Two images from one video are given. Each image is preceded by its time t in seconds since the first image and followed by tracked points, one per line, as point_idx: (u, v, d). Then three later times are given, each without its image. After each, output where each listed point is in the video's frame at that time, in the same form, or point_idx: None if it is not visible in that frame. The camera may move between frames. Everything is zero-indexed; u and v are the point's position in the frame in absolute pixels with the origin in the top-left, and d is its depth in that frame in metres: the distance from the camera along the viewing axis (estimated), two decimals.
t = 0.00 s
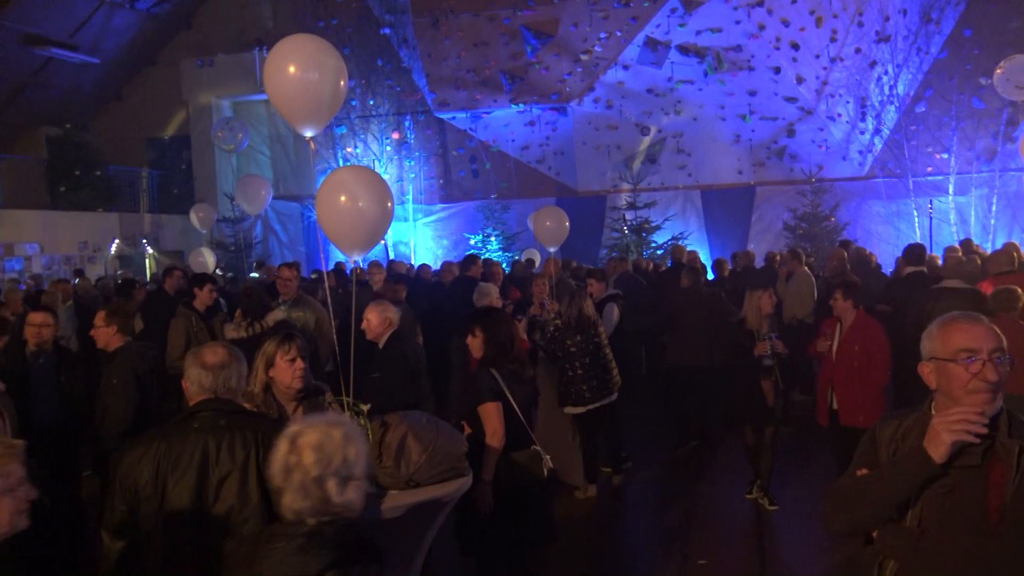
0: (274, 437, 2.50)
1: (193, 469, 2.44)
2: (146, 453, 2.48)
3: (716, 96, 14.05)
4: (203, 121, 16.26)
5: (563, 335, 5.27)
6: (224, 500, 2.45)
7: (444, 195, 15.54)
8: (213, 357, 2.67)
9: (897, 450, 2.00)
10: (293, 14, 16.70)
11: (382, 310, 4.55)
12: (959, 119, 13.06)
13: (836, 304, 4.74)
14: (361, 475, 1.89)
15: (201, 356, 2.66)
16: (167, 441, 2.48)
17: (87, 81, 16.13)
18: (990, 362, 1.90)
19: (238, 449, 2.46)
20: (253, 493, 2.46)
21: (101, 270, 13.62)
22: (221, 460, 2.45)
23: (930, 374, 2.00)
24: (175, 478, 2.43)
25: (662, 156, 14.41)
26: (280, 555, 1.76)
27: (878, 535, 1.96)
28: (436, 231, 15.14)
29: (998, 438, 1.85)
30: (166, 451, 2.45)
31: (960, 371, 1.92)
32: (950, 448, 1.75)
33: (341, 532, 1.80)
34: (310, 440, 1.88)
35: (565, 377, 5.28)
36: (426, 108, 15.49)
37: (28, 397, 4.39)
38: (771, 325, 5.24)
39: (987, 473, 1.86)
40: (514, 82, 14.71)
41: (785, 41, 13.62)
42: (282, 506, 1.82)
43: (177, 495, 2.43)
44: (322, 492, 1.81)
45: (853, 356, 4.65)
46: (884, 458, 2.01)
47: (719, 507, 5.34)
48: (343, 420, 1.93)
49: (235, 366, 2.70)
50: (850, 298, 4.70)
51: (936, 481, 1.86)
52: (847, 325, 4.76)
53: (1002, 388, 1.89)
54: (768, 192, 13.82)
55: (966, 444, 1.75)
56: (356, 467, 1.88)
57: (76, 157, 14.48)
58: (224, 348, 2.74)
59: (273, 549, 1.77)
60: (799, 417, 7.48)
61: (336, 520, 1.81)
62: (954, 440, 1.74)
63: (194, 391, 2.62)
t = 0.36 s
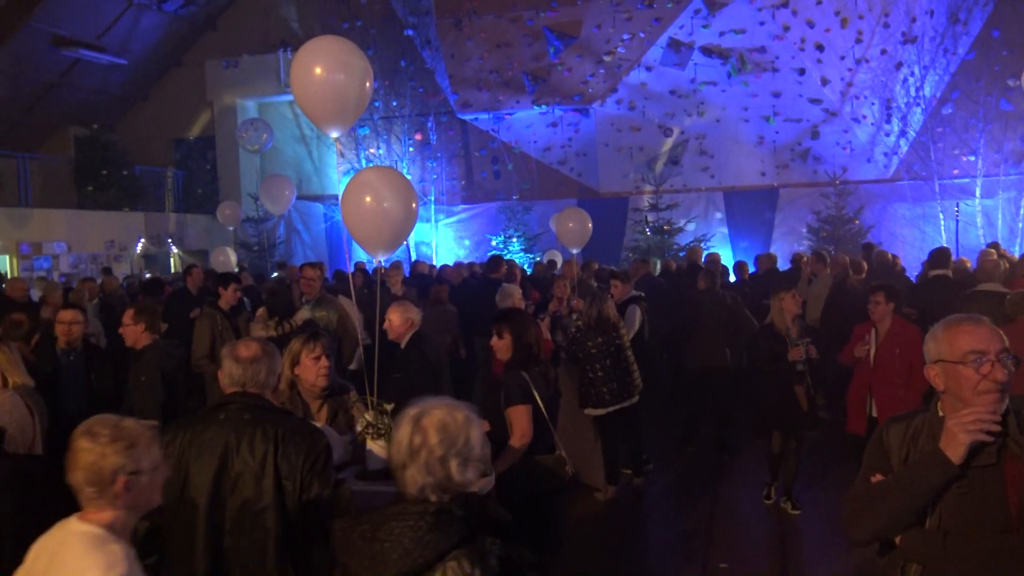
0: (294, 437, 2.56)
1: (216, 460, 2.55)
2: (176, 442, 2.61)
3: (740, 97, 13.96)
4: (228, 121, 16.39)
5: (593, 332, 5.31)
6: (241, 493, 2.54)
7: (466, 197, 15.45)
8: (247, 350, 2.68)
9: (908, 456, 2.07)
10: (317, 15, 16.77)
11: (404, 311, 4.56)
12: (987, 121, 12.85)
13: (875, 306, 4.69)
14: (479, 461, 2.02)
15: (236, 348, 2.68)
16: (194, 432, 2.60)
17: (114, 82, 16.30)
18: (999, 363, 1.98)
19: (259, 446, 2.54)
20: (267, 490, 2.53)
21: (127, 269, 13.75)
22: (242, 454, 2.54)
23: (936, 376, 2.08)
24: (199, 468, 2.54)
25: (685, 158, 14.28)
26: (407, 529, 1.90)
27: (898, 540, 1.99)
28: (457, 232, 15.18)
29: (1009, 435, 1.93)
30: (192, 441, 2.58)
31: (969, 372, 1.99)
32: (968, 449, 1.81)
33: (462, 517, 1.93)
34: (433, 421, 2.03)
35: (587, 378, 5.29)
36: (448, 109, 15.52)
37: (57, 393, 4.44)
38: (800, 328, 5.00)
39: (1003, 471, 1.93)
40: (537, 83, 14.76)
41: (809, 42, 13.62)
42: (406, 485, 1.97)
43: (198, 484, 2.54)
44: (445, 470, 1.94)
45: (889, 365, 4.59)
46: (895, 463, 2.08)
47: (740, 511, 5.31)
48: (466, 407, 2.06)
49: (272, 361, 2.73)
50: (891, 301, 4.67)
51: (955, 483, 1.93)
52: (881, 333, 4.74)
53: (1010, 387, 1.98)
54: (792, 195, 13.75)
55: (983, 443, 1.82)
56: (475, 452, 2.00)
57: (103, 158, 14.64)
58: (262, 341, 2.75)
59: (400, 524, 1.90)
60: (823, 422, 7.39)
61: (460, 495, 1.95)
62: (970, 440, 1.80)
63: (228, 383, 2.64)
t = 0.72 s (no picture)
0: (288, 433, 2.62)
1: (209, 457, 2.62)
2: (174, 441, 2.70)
3: (764, 99, 13.87)
4: (252, 123, 16.58)
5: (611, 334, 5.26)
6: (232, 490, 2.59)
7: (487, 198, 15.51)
8: (251, 348, 2.88)
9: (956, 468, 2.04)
10: (341, 18, 16.86)
11: (427, 311, 4.57)
12: (1015, 122, 12.68)
13: (905, 311, 4.64)
14: (549, 448, 2.20)
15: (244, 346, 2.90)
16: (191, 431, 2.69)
17: (141, 85, 16.49)
18: None
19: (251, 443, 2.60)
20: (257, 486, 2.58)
21: (152, 269, 13.89)
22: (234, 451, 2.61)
23: (979, 382, 2.08)
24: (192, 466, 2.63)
25: (708, 160, 14.19)
26: (494, 511, 2.07)
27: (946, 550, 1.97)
28: (479, 233, 15.23)
29: None
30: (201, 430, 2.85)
31: (1015, 377, 2.01)
32: (1016, 454, 1.80)
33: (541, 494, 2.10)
34: (499, 414, 2.24)
35: (608, 380, 5.29)
36: (470, 111, 15.55)
37: (84, 393, 4.49)
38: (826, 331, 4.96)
39: None
40: (559, 84, 14.78)
41: (834, 43, 13.50)
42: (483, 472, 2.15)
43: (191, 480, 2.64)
44: (505, 457, 2.13)
45: (925, 376, 4.54)
46: (939, 470, 2.05)
47: (761, 514, 5.30)
48: (538, 398, 2.25)
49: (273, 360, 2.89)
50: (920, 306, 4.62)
51: (1005, 490, 1.90)
52: (911, 340, 4.67)
53: None
54: (816, 197, 13.64)
55: None
56: (548, 440, 2.20)
57: (129, 159, 14.79)
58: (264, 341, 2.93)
59: (485, 507, 2.07)
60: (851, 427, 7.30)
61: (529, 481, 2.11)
62: (1018, 443, 1.79)
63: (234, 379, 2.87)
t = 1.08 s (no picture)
0: (265, 429, 2.87)
1: (203, 448, 2.95)
2: (181, 431, 3.07)
3: (787, 99, 13.78)
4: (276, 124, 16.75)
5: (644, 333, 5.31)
6: (219, 479, 2.91)
7: (508, 199, 15.43)
8: (241, 346, 2.98)
9: (1021, 474, 2.53)
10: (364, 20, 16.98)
11: (450, 312, 4.58)
12: None
13: (922, 312, 4.56)
14: (616, 426, 2.30)
15: (235, 343, 3.00)
16: (193, 424, 3.05)
17: (167, 86, 16.64)
18: None
19: (233, 438, 2.90)
20: (236, 477, 2.88)
21: (177, 269, 14.03)
22: (220, 444, 2.91)
23: None
24: (191, 456, 2.98)
25: (730, 160, 14.10)
26: (559, 487, 2.21)
27: None
28: (500, 234, 15.27)
29: None
30: (194, 428, 3.03)
31: None
32: None
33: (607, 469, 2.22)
34: (568, 394, 2.32)
35: (632, 382, 5.27)
36: (492, 111, 15.57)
37: (113, 390, 4.57)
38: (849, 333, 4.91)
39: None
40: (580, 84, 14.77)
41: (859, 42, 13.41)
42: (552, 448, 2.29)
43: (188, 470, 2.98)
44: (570, 435, 2.24)
45: (951, 382, 4.53)
46: None
47: (783, 517, 5.29)
48: (606, 378, 2.32)
49: (267, 354, 2.98)
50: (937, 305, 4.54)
51: None
52: (935, 345, 4.60)
53: None
54: (839, 197, 13.53)
55: None
56: (615, 419, 2.28)
57: (154, 160, 14.93)
58: (257, 335, 3.02)
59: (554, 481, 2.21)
60: (876, 430, 7.23)
61: (594, 458, 2.22)
62: None
63: (228, 377, 3.00)
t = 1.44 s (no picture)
0: (266, 422, 2.87)
1: (207, 444, 2.93)
2: (185, 429, 3.02)
3: (814, 99, 13.69)
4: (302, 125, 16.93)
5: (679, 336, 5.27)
6: (222, 474, 2.90)
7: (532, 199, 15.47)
8: (243, 342, 3.01)
9: None
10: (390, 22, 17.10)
11: (476, 312, 4.61)
12: None
13: (949, 314, 4.49)
14: (691, 421, 2.44)
15: (239, 339, 3.03)
16: (196, 421, 3.01)
17: (195, 87, 16.81)
18: None
19: (235, 432, 2.89)
20: (238, 470, 2.87)
21: (204, 268, 14.15)
22: (223, 439, 2.90)
23: None
24: (197, 454, 2.95)
25: (756, 161, 13.98)
26: (642, 483, 2.36)
27: None
28: (524, 234, 15.16)
29: None
30: (195, 422, 3.02)
31: None
32: None
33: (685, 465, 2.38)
34: (643, 392, 2.48)
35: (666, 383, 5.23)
36: (516, 112, 15.63)
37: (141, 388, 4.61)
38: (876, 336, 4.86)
39: None
40: (604, 85, 14.74)
41: (887, 42, 13.31)
42: (630, 445, 2.44)
43: (194, 467, 2.95)
44: (648, 430, 2.38)
45: (973, 386, 4.47)
46: None
47: (809, 523, 5.22)
48: (679, 376, 2.47)
49: (268, 350, 3.01)
50: (964, 308, 4.46)
51: None
52: (959, 350, 4.53)
53: None
54: (868, 198, 13.32)
55: None
56: (689, 414, 2.42)
57: (182, 161, 15.09)
58: (260, 332, 3.06)
59: (636, 478, 2.36)
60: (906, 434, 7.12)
61: (672, 452, 2.37)
62: None
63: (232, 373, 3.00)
